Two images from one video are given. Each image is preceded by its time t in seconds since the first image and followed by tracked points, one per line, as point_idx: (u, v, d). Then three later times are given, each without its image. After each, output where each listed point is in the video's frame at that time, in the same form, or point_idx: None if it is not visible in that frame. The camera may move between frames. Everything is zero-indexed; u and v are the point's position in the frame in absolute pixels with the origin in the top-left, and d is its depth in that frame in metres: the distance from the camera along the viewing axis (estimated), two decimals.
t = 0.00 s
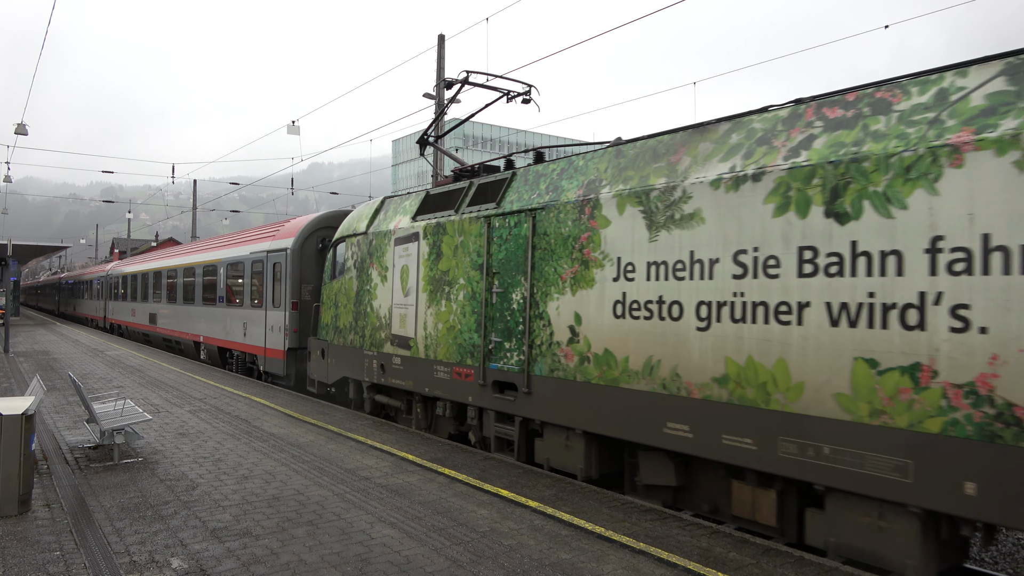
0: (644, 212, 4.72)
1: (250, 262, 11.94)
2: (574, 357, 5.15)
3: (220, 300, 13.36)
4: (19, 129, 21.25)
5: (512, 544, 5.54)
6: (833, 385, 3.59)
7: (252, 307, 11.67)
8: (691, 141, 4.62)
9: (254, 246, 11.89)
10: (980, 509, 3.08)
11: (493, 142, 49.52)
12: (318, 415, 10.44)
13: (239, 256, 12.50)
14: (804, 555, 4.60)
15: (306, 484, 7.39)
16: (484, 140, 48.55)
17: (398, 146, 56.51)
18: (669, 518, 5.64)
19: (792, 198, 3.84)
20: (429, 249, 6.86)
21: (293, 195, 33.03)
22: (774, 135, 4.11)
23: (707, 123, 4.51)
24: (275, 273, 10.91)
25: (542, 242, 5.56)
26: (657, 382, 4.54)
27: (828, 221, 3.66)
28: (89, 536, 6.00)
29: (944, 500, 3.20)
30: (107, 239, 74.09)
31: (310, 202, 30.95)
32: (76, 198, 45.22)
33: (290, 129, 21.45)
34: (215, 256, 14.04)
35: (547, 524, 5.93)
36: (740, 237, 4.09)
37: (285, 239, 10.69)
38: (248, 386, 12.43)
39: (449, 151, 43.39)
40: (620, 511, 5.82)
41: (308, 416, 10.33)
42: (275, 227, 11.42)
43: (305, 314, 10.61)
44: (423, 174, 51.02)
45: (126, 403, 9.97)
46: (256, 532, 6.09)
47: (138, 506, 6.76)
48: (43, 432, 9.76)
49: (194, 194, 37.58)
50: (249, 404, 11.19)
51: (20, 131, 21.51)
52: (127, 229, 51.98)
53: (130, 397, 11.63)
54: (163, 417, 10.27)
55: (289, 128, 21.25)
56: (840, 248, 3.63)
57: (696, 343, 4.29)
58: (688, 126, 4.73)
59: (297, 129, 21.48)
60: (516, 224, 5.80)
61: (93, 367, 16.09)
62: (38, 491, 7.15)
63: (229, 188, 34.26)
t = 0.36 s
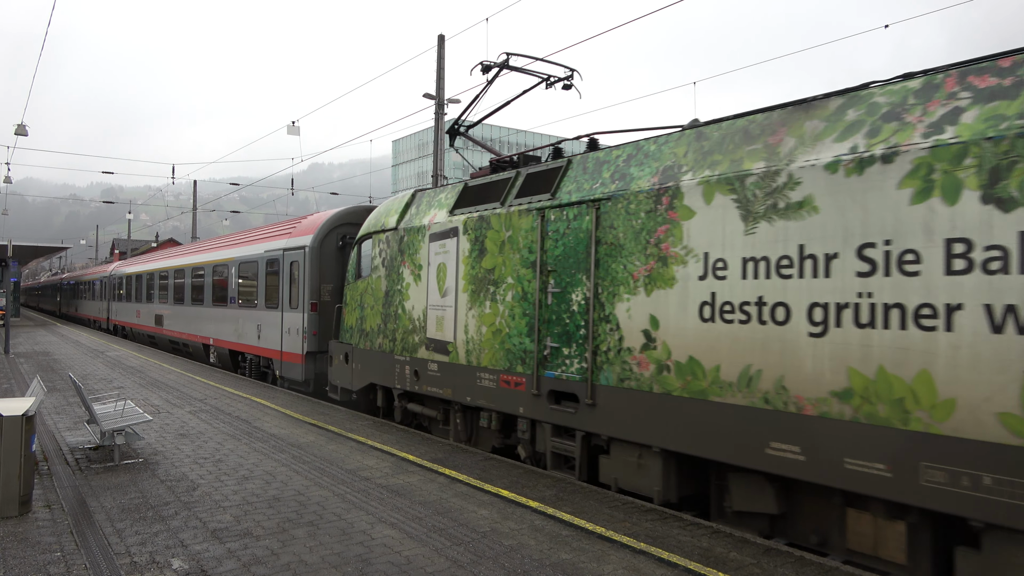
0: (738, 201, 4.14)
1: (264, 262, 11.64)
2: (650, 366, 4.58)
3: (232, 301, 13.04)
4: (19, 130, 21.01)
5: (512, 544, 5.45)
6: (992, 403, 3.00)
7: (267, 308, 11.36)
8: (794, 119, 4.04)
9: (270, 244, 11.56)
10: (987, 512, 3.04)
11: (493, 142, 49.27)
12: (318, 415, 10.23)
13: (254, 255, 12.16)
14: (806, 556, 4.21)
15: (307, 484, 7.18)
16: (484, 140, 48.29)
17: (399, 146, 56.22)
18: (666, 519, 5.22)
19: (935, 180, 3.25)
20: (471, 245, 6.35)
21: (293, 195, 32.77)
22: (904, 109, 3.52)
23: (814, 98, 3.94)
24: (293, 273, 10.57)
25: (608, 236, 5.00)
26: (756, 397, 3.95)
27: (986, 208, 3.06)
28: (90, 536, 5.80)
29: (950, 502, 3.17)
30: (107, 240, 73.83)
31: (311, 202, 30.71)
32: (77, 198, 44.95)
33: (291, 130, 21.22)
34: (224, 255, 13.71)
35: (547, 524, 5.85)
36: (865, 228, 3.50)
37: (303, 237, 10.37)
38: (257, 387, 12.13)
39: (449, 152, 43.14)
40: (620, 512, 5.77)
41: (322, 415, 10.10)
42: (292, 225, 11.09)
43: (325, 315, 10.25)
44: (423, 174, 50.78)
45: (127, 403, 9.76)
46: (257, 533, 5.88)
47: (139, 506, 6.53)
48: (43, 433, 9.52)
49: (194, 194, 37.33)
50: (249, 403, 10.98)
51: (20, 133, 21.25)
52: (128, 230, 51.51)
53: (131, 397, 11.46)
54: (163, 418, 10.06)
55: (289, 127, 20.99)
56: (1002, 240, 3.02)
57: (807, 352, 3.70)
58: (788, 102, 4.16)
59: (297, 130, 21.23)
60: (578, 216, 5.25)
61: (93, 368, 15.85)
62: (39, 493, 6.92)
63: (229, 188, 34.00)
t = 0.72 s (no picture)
0: (870, 185, 3.54)
1: (281, 261, 11.20)
2: (755, 378, 3.96)
3: (246, 301, 12.57)
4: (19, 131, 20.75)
5: (512, 544, 5.24)
6: None
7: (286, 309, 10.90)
8: (939, 90, 3.46)
9: (289, 241, 11.04)
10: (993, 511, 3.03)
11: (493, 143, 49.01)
12: (318, 415, 10.00)
13: (271, 253, 11.66)
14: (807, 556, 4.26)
15: (307, 484, 6.94)
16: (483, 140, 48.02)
17: (399, 147, 55.95)
18: (669, 518, 5.32)
19: None
20: (525, 240, 5.72)
21: (293, 196, 32.50)
22: None
23: (966, 64, 3.36)
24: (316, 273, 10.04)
25: (696, 228, 4.38)
26: (897, 416, 3.34)
27: None
28: (91, 537, 5.58)
29: (956, 501, 3.16)
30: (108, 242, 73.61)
31: (309, 204, 30.39)
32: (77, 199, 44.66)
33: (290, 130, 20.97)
34: (236, 253, 13.28)
35: (547, 524, 5.63)
36: None
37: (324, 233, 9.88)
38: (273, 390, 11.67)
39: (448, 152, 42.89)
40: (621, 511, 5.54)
41: (340, 419, 9.64)
42: (312, 221, 10.59)
43: (349, 317, 9.70)
44: (423, 174, 50.52)
45: (128, 404, 9.53)
46: (258, 534, 5.65)
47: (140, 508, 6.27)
48: (43, 434, 9.27)
49: (194, 195, 37.07)
50: (250, 404, 10.75)
51: (20, 134, 20.98)
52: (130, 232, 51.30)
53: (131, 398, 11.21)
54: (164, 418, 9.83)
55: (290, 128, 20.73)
56: None
57: (967, 364, 3.09)
58: (928, 71, 3.58)
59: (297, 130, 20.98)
60: (659, 207, 4.63)
61: (94, 369, 15.59)
62: (40, 493, 6.67)
63: (229, 189, 33.74)
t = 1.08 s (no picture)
0: None
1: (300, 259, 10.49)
2: (906, 396, 3.24)
3: (262, 302, 11.90)
4: (19, 130, 20.47)
5: (512, 544, 5.01)
6: None
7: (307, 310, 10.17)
8: None
9: (310, 237, 10.29)
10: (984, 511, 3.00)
11: (494, 143, 48.79)
12: (319, 414, 9.73)
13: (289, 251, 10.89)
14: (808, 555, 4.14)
15: (308, 484, 6.68)
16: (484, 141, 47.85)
17: (400, 147, 55.72)
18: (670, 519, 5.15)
19: None
20: (596, 233, 4.98)
21: (293, 196, 32.19)
22: None
23: None
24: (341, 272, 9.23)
25: (822, 217, 3.65)
26: None
27: None
28: (91, 537, 5.32)
29: (948, 499, 3.13)
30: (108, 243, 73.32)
31: (311, 204, 30.11)
32: (78, 200, 44.38)
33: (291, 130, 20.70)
34: (248, 251, 12.69)
35: (548, 524, 5.40)
36: None
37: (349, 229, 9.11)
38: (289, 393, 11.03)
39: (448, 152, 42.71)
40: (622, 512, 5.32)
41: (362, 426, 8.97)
42: (335, 216, 9.83)
43: (375, 319, 8.89)
44: (423, 175, 50.31)
45: (128, 404, 9.26)
46: (258, 534, 5.40)
47: (140, 508, 6.02)
48: (43, 434, 9.01)
49: (195, 194, 36.80)
50: (251, 404, 10.48)
51: (20, 134, 20.73)
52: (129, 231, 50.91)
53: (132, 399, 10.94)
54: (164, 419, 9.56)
55: (290, 128, 20.46)
56: None
57: None
58: None
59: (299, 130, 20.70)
60: (771, 194, 3.90)
61: (95, 369, 15.31)
62: (39, 493, 6.41)
63: (230, 189, 33.46)
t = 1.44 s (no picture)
0: None
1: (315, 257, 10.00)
2: None
3: (279, 301, 11.14)
4: (19, 129, 20.17)
5: (512, 544, 4.78)
6: None
7: (331, 311, 9.43)
8: None
9: (334, 232, 9.54)
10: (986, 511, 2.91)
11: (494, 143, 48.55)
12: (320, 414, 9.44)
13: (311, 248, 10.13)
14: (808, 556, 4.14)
15: (308, 484, 6.40)
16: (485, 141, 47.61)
17: (400, 147, 55.49)
18: (672, 519, 4.95)
19: None
20: (690, 223, 4.18)
21: (293, 195, 31.89)
22: None
23: None
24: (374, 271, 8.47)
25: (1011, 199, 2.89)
26: None
27: None
28: (93, 536, 5.04)
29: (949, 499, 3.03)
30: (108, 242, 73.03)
31: (312, 203, 29.81)
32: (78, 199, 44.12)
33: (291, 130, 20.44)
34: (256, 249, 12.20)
35: (547, 524, 5.17)
36: None
37: (381, 222, 8.37)
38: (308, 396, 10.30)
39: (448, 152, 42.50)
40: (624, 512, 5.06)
41: (392, 432, 8.35)
42: (364, 209, 9.09)
43: (410, 321, 8.15)
44: (423, 176, 50.07)
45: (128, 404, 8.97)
46: (257, 533, 5.13)
47: (139, 507, 5.74)
48: (43, 433, 8.74)
49: (195, 192, 36.52)
50: (251, 404, 10.19)
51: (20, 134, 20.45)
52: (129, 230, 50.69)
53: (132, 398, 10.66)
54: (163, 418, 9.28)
55: (291, 127, 20.18)
56: None
57: None
58: None
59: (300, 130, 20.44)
60: (936, 171, 3.13)
61: (94, 369, 15.02)
62: (38, 492, 6.13)
63: (230, 188, 33.19)
